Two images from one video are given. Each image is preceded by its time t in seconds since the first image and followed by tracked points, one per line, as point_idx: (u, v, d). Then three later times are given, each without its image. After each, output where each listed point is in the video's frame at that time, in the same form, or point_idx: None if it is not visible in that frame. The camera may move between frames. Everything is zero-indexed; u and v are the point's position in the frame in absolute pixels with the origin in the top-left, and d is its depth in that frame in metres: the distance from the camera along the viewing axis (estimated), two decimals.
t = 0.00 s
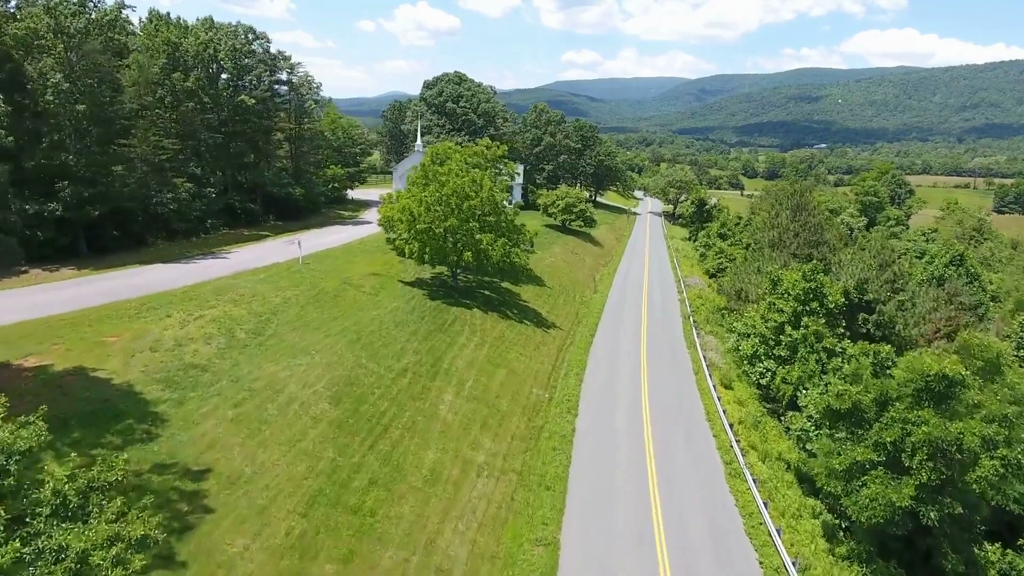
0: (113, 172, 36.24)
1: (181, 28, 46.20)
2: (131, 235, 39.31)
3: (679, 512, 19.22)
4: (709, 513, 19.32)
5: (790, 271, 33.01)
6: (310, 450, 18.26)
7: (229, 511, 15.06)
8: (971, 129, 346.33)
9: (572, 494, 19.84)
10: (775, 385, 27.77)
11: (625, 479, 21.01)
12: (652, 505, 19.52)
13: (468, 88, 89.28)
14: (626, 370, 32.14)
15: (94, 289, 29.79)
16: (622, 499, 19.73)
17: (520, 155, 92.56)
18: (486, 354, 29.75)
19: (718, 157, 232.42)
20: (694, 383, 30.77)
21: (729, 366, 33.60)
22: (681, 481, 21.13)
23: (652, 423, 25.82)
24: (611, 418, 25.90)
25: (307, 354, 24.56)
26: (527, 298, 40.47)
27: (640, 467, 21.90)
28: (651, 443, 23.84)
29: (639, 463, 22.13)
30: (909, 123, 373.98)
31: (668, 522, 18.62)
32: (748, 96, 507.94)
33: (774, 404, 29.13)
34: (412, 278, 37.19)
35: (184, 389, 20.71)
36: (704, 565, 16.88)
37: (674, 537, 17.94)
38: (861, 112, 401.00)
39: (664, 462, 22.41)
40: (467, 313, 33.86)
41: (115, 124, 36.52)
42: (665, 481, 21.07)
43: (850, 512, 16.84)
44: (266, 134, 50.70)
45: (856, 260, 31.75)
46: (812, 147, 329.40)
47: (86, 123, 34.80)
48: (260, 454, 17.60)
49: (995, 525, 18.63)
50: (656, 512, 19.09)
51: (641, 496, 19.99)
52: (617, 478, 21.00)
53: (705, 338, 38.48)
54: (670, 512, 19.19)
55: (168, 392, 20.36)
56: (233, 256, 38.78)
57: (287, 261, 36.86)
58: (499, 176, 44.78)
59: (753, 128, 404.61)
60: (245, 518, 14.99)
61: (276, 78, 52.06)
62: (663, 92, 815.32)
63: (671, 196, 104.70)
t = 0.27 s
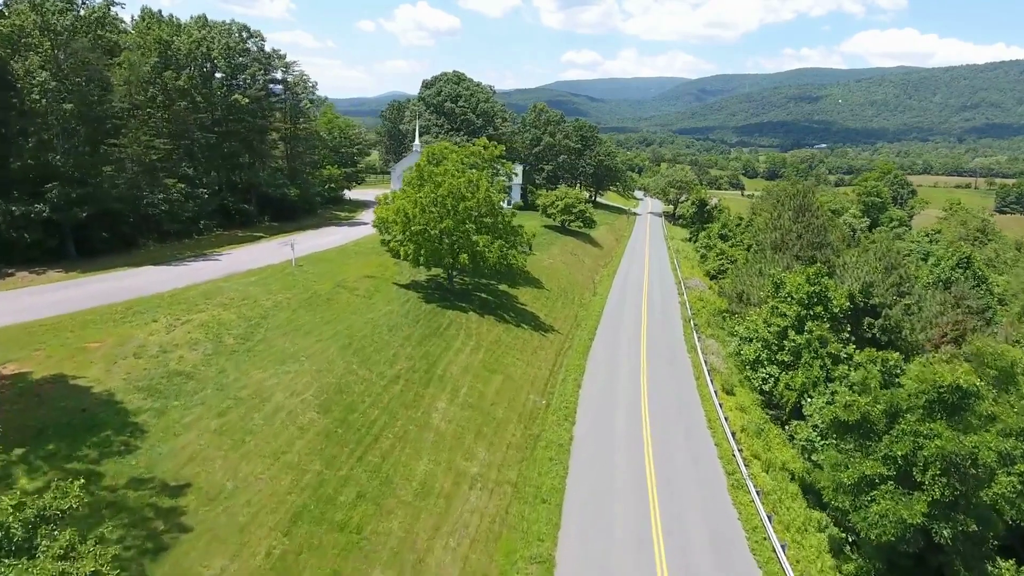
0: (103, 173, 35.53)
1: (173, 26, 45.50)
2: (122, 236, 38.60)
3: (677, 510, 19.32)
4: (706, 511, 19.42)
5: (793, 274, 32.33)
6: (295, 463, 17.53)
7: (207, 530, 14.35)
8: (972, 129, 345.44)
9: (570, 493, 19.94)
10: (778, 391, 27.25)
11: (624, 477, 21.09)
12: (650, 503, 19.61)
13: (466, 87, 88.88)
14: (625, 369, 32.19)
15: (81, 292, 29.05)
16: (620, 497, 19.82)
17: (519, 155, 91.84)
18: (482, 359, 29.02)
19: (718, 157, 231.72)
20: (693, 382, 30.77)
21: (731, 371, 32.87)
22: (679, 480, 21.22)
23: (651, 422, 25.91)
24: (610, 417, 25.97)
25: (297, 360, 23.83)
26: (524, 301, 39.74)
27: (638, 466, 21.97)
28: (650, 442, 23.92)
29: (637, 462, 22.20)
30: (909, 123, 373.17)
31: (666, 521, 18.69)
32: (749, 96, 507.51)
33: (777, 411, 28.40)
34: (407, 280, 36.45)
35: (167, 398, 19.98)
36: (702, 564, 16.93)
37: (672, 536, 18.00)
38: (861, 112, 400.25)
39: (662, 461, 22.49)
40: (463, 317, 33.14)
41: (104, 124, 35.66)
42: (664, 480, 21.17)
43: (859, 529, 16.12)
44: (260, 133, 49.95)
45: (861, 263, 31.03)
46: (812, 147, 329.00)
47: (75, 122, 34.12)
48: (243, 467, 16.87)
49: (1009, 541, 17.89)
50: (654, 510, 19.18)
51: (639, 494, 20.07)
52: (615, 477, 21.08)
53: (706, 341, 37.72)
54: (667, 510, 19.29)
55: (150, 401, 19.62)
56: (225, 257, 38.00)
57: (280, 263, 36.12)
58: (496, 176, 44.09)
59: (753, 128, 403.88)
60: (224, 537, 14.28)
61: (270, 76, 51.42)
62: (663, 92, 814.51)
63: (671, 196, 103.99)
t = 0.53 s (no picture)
0: (90, 173, 34.78)
1: (165, 24, 44.79)
2: (111, 238, 37.86)
3: (674, 510, 19.45)
4: (703, 511, 19.54)
5: (796, 277, 31.65)
6: (279, 477, 16.82)
7: (183, 552, 13.63)
8: (972, 129, 344.73)
9: (569, 492, 20.08)
10: (781, 398, 26.54)
11: (622, 477, 21.24)
12: (648, 503, 19.75)
13: (465, 87, 88.51)
14: (624, 370, 32.28)
15: (67, 296, 28.34)
16: (618, 497, 19.95)
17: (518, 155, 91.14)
18: (477, 365, 28.29)
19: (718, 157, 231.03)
20: (693, 383, 30.80)
21: (733, 376, 32.14)
22: (677, 480, 21.36)
23: (650, 422, 26.04)
24: (609, 418, 26.07)
25: (285, 367, 23.10)
26: (522, 304, 39.01)
27: (637, 466, 22.10)
28: (648, 443, 24.04)
29: (635, 462, 22.36)
30: (909, 123, 372.49)
31: (663, 521, 18.82)
32: (749, 96, 506.91)
33: (780, 417, 27.70)
34: (402, 283, 35.73)
35: (148, 407, 19.25)
36: (699, 563, 17.06)
37: (669, 535, 18.15)
38: (862, 112, 399.59)
39: (661, 461, 22.62)
40: (459, 321, 32.43)
41: (93, 124, 34.97)
42: (662, 480, 21.29)
43: (867, 547, 15.43)
44: (255, 133, 49.25)
45: (865, 266, 30.34)
46: (813, 147, 328.43)
47: (62, 122, 33.40)
48: (223, 482, 16.14)
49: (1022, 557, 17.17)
50: (651, 510, 19.33)
51: (637, 494, 20.23)
52: (613, 477, 21.23)
53: (707, 345, 37.02)
54: (665, 510, 19.43)
55: (129, 411, 18.89)
56: (217, 259, 37.25)
57: (272, 265, 35.40)
58: (493, 177, 43.39)
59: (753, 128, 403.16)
60: (201, 558, 13.57)
61: (264, 75, 50.79)
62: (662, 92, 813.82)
63: (671, 196, 103.30)
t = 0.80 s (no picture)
0: (79, 174, 34.05)
1: (156, 22, 44.09)
2: (101, 241, 37.13)
3: (673, 511, 19.47)
4: (701, 511, 19.55)
5: (799, 280, 30.94)
6: (262, 493, 16.08)
7: None
8: (973, 129, 344.03)
9: (567, 493, 20.11)
10: (784, 405, 25.87)
11: (621, 478, 21.27)
12: (647, 503, 19.77)
13: (463, 87, 87.97)
14: (624, 370, 32.28)
15: (53, 300, 27.66)
16: (617, 498, 19.97)
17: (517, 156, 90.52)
18: (472, 371, 27.55)
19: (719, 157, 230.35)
20: (692, 384, 30.76)
21: (734, 382, 31.42)
22: (675, 480, 21.36)
23: (649, 423, 26.04)
24: (608, 419, 26.08)
25: (273, 375, 22.35)
26: (519, 307, 38.27)
27: (635, 468, 22.06)
28: (647, 443, 24.06)
29: (634, 462, 22.40)
30: (910, 123, 371.79)
31: (661, 521, 18.84)
32: (749, 96, 506.25)
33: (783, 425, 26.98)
34: (396, 286, 35.03)
35: (127, 418, 18.53)
36: (697, 563, 17.08)
37: (667, 535, 18.18)
38: (862, 112, 398.97)
39: (660, 461, 22.63)
40: (454, 325, 31.72)
41: (81, 123, 34.35)
42: (660, 481, 21.25)
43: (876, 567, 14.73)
44: (249, 133, 48.49)
45: (870, 269, 29.61)
46: (813, 147, 327.73)
47: (49, 122, 32.69)
48: (202, 498, 15.41)
49: None
50: (650, 510, 19.35)
51: (635, 494, 20.26)
52: (612, 478, 21.27)
53: (707, 348, 36.32)
54: (663, 510, 19.45)
55: (108, 422, 18.13)
56: (208, 261, 36.56)
57: (264, 268, 34.68)
58: (490, 177, 42.66)
59: (753, 128, 402.42)
60: None
61: (258, 74, 50.08)
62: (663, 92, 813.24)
63: (671, 196, 102.59)
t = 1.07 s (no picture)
0: (66, 174, 33.33)
1: (148, 20, 43.30)
2: (89, 243, 36.41)
3: (671, 510, 19.45)
4: (699, 512, 19.50)
5: (802, 283, 30.26)
6: (242, 510, 15.33)
7: None
8: (974, 129, 343.11)
9: (566, 493, 20.08)
10: (787, 413, 25.19)
11: (620, 478, 21.24)
12: (645, 503, 19.75)
13: (462, 87, 87.41)
14: (624, 370, 32.20)
15: (38, 303, 26.95)
16: (615, 498, 19.94)
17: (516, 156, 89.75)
18: (467, 377, 26.78)
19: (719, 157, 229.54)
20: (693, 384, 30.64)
21: (736, 388, 30.67)
22: (674, 480, 21.32)
23: (648, 423, 25.98)
24: (607, 420, 26.01)
25: (259, 383, 21.59)
26: (516, 311, 37.50)
27: (634, 468, 22.02)
28: (646, 443, 24.03)
29: (633, 462, 22.39)
30: (911, 123, 370.89)
31: (660, 521, 18.81)
32: (749, 96, 505.53)
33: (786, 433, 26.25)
34: (391, 289, 34.29)
35: (105, 429, 17.78)
36: (694, 563, 17.05)
37: (665, 535, 18.16)
38: (863, 112, 398.17)
39: (658, 462, 22.57)
40: (449, 329, 30.98)
41: (69, 123, 33.81)
42: (659, 481, 21.20)
43: None
44: (243, 133, 47.77)
45: (876, 272, 28.90)
46: (814, 147, 326.97)
47: (35, 121, 31.99)
48: (179, 516, 14.67)
49: None
50: (648, 510, 19.31)
51: (634, 494, 20.23)
52: (611, 478, 21.25)
53: (708, 353, 35.58)
54: (661, 511, 19.42)
55: (85, 434, 17.35)
56: (200, 263, 35.86)
57: (255, 270, 33.93)
58: (487, 178, 41.91)
59: (753, 128, 401.59)
60: None
61: (252, 74, 48.99)
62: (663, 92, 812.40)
63: (671, 196, 101.83)
